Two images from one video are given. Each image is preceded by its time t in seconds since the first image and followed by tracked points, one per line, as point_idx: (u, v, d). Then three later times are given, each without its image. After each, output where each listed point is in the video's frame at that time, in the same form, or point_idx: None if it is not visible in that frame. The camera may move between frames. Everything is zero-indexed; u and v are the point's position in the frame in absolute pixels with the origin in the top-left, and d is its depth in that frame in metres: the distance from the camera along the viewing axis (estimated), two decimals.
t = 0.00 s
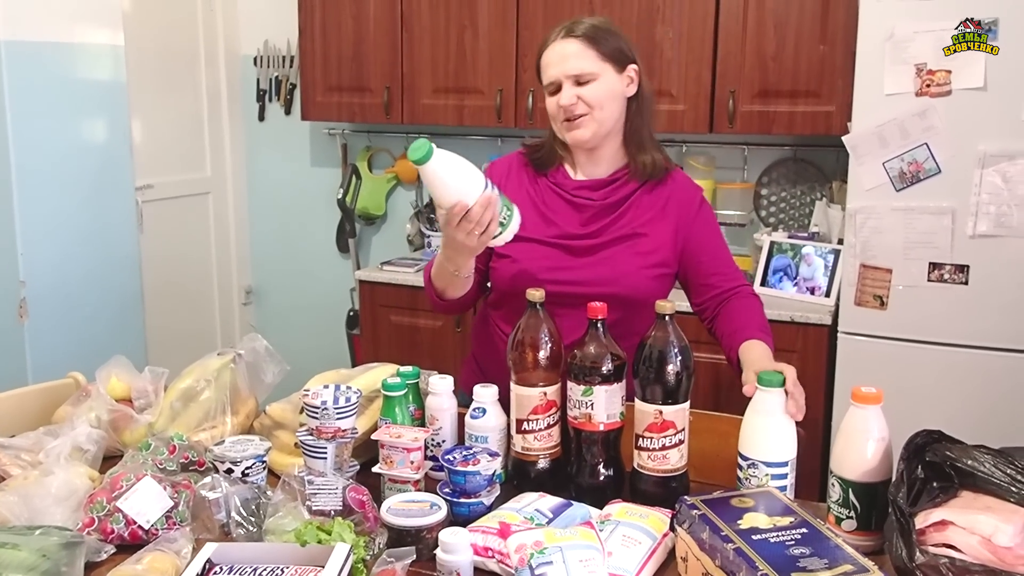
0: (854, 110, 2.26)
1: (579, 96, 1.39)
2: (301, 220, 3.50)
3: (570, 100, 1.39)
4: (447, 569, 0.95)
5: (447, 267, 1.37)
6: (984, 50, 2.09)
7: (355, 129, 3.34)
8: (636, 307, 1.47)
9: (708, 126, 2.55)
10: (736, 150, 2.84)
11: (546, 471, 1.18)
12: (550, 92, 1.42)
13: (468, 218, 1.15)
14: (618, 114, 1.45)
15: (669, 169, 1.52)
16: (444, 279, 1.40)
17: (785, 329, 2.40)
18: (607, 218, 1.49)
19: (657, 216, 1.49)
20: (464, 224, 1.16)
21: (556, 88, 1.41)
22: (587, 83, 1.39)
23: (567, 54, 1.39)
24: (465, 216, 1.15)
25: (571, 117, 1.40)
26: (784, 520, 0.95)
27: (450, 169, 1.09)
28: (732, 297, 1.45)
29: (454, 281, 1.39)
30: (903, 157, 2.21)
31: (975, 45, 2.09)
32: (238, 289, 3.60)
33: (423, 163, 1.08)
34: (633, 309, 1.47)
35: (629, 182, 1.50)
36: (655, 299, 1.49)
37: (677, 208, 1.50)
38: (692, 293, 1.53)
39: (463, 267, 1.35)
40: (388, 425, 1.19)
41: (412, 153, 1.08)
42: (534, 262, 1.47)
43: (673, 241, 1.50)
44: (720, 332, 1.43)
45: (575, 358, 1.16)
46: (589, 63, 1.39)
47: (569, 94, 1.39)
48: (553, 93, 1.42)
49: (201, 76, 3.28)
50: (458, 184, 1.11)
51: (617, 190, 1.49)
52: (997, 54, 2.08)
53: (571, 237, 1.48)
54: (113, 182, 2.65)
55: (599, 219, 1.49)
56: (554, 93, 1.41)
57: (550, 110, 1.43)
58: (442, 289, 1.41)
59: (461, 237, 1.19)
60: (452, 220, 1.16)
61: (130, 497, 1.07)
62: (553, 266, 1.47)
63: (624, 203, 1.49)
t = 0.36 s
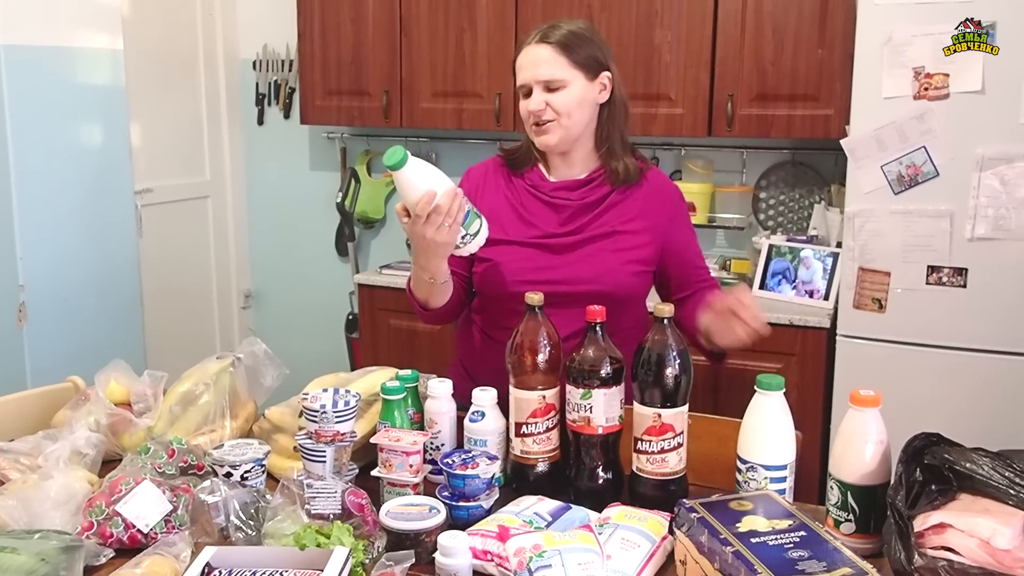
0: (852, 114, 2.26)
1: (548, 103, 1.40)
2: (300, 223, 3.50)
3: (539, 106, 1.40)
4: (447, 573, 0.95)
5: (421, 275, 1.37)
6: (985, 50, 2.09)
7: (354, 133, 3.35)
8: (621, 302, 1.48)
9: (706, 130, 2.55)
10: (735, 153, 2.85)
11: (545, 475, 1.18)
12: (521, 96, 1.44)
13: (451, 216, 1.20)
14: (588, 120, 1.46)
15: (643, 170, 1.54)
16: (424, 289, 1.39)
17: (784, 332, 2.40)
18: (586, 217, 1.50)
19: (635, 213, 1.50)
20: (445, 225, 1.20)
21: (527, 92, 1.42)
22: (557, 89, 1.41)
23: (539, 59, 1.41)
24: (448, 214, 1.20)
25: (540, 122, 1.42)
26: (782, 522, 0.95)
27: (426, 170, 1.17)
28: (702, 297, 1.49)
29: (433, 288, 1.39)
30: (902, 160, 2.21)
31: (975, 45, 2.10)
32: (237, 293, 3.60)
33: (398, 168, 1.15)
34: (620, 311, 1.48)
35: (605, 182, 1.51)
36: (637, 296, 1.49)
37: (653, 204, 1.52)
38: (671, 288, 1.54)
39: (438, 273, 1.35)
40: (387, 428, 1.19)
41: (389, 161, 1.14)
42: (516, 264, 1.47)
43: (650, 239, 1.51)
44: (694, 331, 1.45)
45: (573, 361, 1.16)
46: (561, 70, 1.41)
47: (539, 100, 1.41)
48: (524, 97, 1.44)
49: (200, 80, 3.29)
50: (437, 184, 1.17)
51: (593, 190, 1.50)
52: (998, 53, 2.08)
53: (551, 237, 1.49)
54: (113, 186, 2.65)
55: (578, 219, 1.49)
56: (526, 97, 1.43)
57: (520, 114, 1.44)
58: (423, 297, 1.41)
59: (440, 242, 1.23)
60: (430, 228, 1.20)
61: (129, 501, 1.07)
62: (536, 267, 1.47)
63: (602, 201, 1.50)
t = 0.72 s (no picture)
0: (852, 116, 2.26)
1: (558, 110, 1.41)
2: (300, 226, 3.50)
3: (549, 111, 1.40)
4: None
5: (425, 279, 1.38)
6: (985, 50, 2.09)
7: (354, 136, 3.35)
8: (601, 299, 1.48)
9: (706, 132, 2.55)
10: (734, 156, 2.85)
11: (545, 477, 1.18)
12: (529, 97, 1.44)
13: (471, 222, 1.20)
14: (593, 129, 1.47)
15: (632, 169, 1.52)
16: (429, 292, 1.41)
17: (784, 334, 2.40)
18: (569, 216, 1.51)
19: (614, 211, 1.49)
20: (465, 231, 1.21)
21: (538, 95, 1.42)
22: (568, 97, 1.41)
23: (552, 64, 1.41)
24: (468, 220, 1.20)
25: (548, 127, 1.42)
26: (782, 525, 0.95)
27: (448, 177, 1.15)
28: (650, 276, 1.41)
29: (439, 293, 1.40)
30: (901, 163, 2.21)
31: (976, 45, 2.10)
32: (237, 295, 3.60)
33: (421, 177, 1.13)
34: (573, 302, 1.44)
35: (590, 181, 1.51)
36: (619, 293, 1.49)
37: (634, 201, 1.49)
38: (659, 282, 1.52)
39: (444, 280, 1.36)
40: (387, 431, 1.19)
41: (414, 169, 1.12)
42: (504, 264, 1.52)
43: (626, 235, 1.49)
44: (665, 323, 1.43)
45: (573, 363, 1.15)
46: (573, 77, 1.41)
47: (549, 105, 1.41)
48: (533, 99, 1.43)
49: (200, 82, 3.29)
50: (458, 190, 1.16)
51: (578, 190, 1.51)
52: (998, 54, 2.08)
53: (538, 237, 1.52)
54: (113, 189, 2.66)
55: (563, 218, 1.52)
56: (535, 100, 1.43)
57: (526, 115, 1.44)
58: (425, 300, 1.43)
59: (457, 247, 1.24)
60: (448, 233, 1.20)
61: (129, 504, 1.07)
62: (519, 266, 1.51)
63: (585, 201, 1.51)
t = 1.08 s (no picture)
0: (850, 119, 2.26)
1: (586, 104, 1.39)
2: (300, 230, 3.51)
3: (577, 104, 1.38)
4: None
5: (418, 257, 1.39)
6: (984, 50, 2.09)
7: (353, 139, 3.35)
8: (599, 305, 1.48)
9: (705, 135, 2.56)
10: (733, 158, 2.85)
11: (544, 480, 1.18)
12: (552, 90, 1.41)
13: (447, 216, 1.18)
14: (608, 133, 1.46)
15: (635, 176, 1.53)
16: (418, 270, 1.41)
17: (783, 337, 2.40)
18: (570, 222, 1.51)
19: (617, 218, 1.50)
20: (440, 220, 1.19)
21: (564, 88, 1.40)
22: (595, 96, 1.40)
23: (580, 60, 1.40)
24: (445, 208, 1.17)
25: (573, 123, 1.40)
26: (781, 527, 0.95)
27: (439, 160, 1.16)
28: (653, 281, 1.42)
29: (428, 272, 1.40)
30: (900, 166, 2.21)
31: (974, 45, 2.10)
32: (237, 299, 3.60)
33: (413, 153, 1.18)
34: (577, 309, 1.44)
35: (593, 188, 1.51)
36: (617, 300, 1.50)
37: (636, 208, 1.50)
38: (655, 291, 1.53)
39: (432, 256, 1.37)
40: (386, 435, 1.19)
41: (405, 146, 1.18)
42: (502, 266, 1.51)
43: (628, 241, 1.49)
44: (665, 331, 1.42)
45: (572, 366, 1.15)
46: (601, 75, 1.40)
47: (577, 98, 1.39)
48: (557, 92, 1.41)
49: (199, 86, 3.29)
50: (441, 174, 1.16)
51: (580, 196, 1.51)
52: (997, 54, 2.09)
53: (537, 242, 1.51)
54: (113, 193, 2.66)
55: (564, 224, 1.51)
56: (559, 93, 1.41)
57: (548, 108, 1.41)
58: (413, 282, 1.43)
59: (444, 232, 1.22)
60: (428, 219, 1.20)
61: (128, 508, 1.07)
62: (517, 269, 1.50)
63: (587, 207, 1.51)
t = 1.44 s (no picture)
0: (852, 118, 2.26)
1: (634, 127, 1.34)
2: (302, 229, 3.51)
3: (627, 128, 1.33)
4: None
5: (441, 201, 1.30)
6: (987, 50, 2.09)
7: (355, 139, 3.35)
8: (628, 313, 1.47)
9: (707, 135, 2.55)
10: (735, 158, 2.85)
11: (547, 480, 1.18)
12: (597, 106, 1.34)
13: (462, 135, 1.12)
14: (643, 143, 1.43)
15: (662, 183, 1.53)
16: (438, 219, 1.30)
17: (785, 337, 2.40)
18: (603, 227, 1.47)
19: (651, 226, 1.49)
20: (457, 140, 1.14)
21: (612, 107, 1.34)
22: (641, 113, 1.35)
23: (633, 79, 1.32)
24: (464, 129, 1.12)
25: (618, 142, 1.35)
26: (783, 527, 0.95)
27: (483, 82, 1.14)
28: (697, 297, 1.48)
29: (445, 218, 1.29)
30: (902, 165, 2.21)
31: (977, 45, 2.10)
32: (239, 299, 3.61)
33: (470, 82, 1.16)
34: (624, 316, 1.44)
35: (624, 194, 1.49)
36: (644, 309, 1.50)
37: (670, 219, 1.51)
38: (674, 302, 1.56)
39: (459, 203, 1.25)
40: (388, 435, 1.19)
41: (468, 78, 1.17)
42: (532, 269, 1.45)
43: (660, 253, 1.50)
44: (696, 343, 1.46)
45: (574, 366, 1.15)
46: (649, 94, 1.34)
47: (626, 121, 1.34)
48: (603, 108, 1.34)
49: (201, 86, 3.30)
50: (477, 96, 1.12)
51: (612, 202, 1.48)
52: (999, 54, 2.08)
53: (569, 246, 1.46)
54: (115, 192, 2.66)
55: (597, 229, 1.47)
56: (605, 111, 1.34)
57: (592, 125, 1.35)
58: (431, 237, 1.33)
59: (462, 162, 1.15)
60: (451, 141, 1.15)
61: (130, 508, 1.07)
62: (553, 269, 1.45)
63: (620, 213, 1.48)
